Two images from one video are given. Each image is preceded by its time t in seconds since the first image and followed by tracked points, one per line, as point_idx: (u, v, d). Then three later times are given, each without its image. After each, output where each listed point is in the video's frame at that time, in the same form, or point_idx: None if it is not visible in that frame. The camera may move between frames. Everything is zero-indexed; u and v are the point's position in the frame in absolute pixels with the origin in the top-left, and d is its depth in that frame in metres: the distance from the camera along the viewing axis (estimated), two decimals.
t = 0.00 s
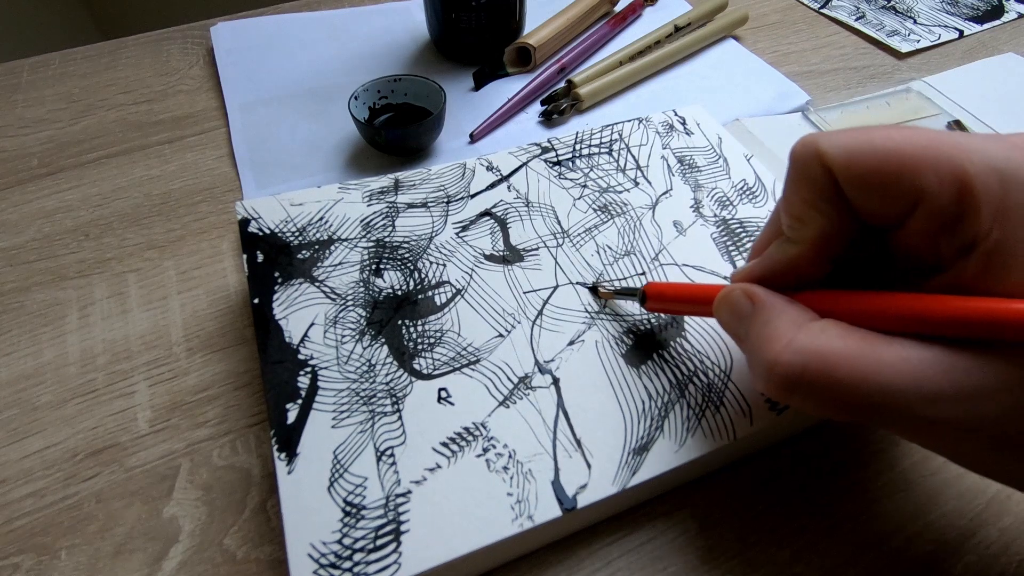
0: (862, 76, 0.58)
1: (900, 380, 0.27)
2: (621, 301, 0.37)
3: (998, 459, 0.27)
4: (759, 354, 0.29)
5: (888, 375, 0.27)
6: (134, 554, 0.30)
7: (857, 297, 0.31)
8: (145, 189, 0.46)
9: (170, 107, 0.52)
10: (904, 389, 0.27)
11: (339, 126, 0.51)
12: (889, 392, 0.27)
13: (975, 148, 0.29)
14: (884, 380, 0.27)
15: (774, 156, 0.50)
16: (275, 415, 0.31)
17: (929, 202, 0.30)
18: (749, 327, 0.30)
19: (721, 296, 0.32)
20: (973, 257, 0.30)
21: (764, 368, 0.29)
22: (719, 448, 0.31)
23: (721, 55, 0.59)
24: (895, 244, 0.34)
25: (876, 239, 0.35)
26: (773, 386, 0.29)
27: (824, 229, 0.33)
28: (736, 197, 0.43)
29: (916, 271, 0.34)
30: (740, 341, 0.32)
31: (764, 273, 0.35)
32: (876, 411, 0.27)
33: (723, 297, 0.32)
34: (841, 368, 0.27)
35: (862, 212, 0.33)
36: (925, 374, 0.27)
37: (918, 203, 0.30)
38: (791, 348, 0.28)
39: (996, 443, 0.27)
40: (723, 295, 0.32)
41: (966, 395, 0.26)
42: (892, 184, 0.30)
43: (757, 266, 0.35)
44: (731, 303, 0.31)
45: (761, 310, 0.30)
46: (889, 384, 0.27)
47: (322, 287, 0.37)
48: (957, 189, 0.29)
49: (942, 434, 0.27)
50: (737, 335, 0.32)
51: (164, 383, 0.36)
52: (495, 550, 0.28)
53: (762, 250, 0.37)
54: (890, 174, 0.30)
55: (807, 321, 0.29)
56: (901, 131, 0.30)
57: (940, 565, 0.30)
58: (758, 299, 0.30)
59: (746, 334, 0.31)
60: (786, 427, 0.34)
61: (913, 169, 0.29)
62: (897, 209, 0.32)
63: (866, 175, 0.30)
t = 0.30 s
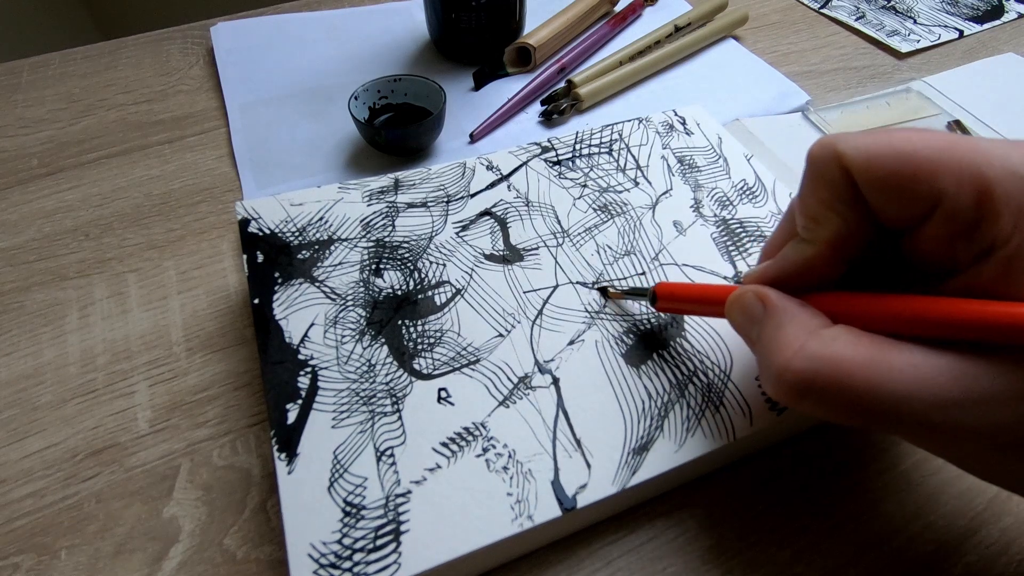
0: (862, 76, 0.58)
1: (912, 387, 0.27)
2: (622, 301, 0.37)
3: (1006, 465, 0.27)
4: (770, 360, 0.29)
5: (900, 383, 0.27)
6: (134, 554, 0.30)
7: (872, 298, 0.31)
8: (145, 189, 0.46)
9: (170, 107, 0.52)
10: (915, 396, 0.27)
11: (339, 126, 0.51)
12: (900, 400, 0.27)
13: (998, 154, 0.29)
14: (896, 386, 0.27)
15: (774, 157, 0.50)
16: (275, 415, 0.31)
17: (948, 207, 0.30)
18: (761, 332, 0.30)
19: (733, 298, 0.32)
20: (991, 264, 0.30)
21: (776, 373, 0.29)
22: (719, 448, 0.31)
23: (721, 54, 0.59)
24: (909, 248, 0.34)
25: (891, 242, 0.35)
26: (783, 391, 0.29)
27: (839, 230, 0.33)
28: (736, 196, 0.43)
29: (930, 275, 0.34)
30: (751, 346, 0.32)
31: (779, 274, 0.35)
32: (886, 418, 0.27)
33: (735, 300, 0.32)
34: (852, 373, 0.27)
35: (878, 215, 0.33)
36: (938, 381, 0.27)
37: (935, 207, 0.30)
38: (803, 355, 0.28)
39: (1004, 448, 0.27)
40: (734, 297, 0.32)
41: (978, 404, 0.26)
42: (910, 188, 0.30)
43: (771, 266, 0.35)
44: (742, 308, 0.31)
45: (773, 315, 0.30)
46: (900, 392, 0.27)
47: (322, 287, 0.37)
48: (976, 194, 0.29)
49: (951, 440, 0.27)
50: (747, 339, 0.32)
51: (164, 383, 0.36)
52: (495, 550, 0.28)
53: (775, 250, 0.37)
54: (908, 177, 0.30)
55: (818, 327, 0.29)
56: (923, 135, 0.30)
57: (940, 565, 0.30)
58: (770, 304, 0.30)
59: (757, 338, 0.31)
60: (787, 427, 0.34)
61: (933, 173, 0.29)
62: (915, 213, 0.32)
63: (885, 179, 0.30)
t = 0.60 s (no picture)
0: (862, 76, 0.58)
1: (888, 378, 0.27)
2: (622, 301, 0.37)
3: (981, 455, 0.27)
4: (750, 349, 0.29)
5: (877, 372, 0.27)
6: (134, 554, 0.30)
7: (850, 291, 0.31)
8: (145, 189, 0.46)
9: (170, 107, 0.52)
10: (892, 385, 0.27)
11: (339, 126, 0.51)
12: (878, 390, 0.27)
13: (973, 154, 0.29)
14: (873, 376, 0.27)
15: (774, 156, 0.50)
16: (274, 415, 0.31)
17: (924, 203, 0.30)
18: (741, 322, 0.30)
19: (715, 290, 0.32)
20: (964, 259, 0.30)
21: (756, 362, 0.29)
22: (718, 448, 0.31)
23: (721, 54, 0.59)
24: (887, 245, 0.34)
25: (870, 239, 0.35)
26: (764, 380, 0.29)
27: (818, 224, 0.33)
28: (736, 196, 0.43)
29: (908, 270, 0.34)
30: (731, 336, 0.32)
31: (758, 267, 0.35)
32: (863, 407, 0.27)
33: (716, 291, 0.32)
34: (830, 363, 0.27)
35: (857, 211, 0.33)
36: (912, 371, 0.27)
37: (913, 204, 0.30)
38: (782, 343, 0.28)
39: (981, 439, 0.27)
40: (716, 288, 0.32)
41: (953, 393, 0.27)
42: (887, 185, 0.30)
43: (752, 258, 0.35)
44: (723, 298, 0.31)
45: (754, 306, 0.30)
46: (878, 381, 0.27)
47: (322, 287, 0.37)
48: (952, 191, 0.29)
49: (927, 430, 0.27)
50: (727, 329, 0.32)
51: (164, 383, 0.36)
52: (494, 550, 0.28)
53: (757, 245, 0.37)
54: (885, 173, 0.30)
55: (798, 317, 0.30)
56: (901, 132, 0.30)
57: (941, 565, 0.30)
58: (750, 294, 0.30)
59: (737, 328, 0.31)
60: (787, 427, 0.34)
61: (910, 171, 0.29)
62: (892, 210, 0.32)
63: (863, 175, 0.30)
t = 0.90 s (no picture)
0: (862, 76, 0.58)
1: (876, 371, 0.27)
2: (621, 301, 0.37)
3: (967, 451, 0.27)
4: (742, 342, 0.29)
5: (868, 365, 0.27)
6: (134, 554, 0.30)
7: (840, 286, 0.31)
8: (145, 189, 0.46)
9: (170, 107, 0.52)
10: (882, 379, 0.27)
11: (340, 126, 0.51)
12: (868, 382, 0.27)
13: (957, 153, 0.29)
14: (865, 369, 0.27)
15: (774, 157, 0.50)
16: (275, 415, 0.31)
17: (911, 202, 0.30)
18: (733, 316, 0.30)
19: (705, 285, 0.32)
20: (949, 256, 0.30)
21: (747, 355, 0.29)
22: (718, 449, 0.31)
23: (721, 54, 0.59)
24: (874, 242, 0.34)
25: (858, 237, 0.34)
26: (756, 372, 0.29)
27: (808, 222, 0.33)
28: (736, 196, 0.43)
29: (894, 267, 0.34)
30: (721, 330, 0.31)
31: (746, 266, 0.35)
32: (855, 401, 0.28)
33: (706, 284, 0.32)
34: (822, 356, 0.27)
35: (845, 209, 0.33)
36: (902, 364, 0.27)
37: (900, 202, 0.30)
38: (774, 334, 0.28)
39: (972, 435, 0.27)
40: (707, 282, 0.32)
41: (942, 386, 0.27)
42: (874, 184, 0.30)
43: (742, 256, 0.35)
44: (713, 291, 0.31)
45: (746, 299, 0.30)
46: (868, 374, 0.27)
47: (322, 287, 0.37)
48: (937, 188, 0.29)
49: (914, 424, 0.27)
50: (718, 323, 0.31)
51: (164, 383, 0.36)
52: (494, 550, 0.28)
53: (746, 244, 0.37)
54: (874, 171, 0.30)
55: (789, 310, 0.29)
56: (887, 130, 0.30)
57: (940, 565, 0.30)
58: (741, 288, 0.30)
59: (728, 322, 0.31)
60: (787, 428, 0.34)
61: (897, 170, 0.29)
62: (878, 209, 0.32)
63: (851, 174, 0.30)
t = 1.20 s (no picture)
0: (862, 76, 0.58)
1: (894, 378, 0.27)
2: (621, 301, 0.37)
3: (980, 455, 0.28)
4: (758, 351, 0.29)
5: (886, 374, 0.27)
6: (134, 554, 0.30)
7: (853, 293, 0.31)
8: (145, 189, 0.46)
9: (170, 107, 0.52)
10: (900, 388, 0.27)
11: (340, 126, 0.51)
12: (885, 391, 0.27)
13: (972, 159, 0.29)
14: (882, 378, 0.27)
15: (773, 157, 0.50)
16: (274, 415, 0.31)
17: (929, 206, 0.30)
18: (746, 324, 0.30)
19: (717, 292, 0.31)
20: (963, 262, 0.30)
21: (763, 364, 0.29)
22: (719, 449, 0.31)
23: (721, 54, 0.59)
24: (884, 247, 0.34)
25: (870, 241, 0.35)
26: (770, 381, 0.29)
27: (820, 230, 0.33)
28: (736, 196, 0.43)
29: (905, 272, 0.34)
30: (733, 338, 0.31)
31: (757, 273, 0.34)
32: (872, 410, 0.27)
33: (719, 292, 0.31)
34: (840, 365, 0.27)
35: (857, 215, 0.33)
36: (919, 373, 0.27)
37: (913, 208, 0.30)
38: (791, 343, 0.28)
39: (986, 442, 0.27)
40: (719, 290, 0.32)
41: (959, 395, 0.27)
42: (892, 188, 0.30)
43: (753, 264, 0.35)
44: (726, 299, 0.31)
45: (760, 306, 0.30)
46: (885, 382, 0.27)
47: (322, 287, 0.37)
48: (953, 194, 0.29)
49: (930, 432, 0.27)
50: (730, 331, 0.31)
51: (164, 383, 0.36)
52: (494, 550, 0.28)
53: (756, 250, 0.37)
54: (889, 178, 0.30)
55: (804, 318, 0.29)
56: (902, 136, 0.30)
57: (940, 565, 0.30)
58: (755, 296, 0.30)
59: (741, 330, 0.30)
60: (787, 428, 0.34)
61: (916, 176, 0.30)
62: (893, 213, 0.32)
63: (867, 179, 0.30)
